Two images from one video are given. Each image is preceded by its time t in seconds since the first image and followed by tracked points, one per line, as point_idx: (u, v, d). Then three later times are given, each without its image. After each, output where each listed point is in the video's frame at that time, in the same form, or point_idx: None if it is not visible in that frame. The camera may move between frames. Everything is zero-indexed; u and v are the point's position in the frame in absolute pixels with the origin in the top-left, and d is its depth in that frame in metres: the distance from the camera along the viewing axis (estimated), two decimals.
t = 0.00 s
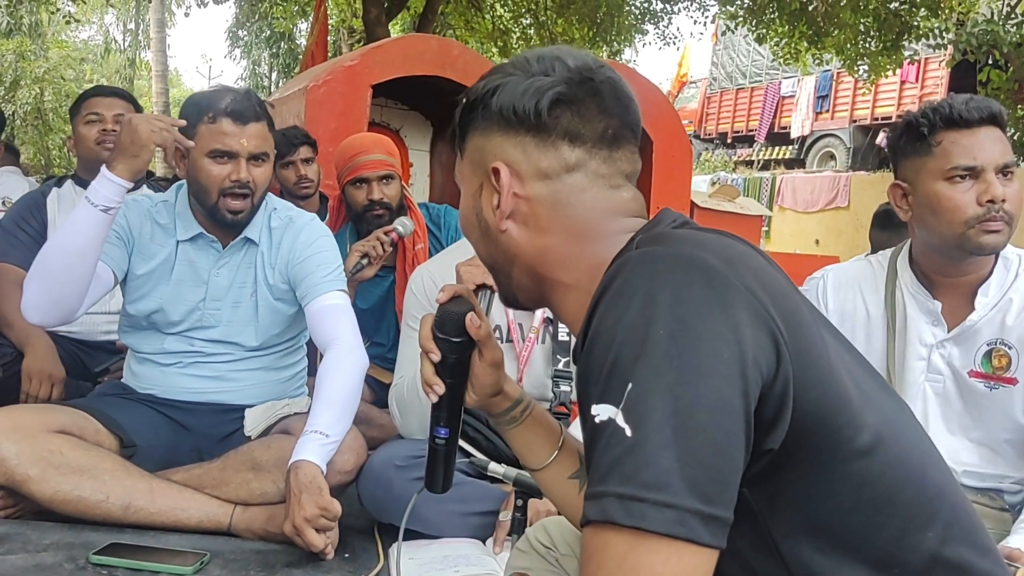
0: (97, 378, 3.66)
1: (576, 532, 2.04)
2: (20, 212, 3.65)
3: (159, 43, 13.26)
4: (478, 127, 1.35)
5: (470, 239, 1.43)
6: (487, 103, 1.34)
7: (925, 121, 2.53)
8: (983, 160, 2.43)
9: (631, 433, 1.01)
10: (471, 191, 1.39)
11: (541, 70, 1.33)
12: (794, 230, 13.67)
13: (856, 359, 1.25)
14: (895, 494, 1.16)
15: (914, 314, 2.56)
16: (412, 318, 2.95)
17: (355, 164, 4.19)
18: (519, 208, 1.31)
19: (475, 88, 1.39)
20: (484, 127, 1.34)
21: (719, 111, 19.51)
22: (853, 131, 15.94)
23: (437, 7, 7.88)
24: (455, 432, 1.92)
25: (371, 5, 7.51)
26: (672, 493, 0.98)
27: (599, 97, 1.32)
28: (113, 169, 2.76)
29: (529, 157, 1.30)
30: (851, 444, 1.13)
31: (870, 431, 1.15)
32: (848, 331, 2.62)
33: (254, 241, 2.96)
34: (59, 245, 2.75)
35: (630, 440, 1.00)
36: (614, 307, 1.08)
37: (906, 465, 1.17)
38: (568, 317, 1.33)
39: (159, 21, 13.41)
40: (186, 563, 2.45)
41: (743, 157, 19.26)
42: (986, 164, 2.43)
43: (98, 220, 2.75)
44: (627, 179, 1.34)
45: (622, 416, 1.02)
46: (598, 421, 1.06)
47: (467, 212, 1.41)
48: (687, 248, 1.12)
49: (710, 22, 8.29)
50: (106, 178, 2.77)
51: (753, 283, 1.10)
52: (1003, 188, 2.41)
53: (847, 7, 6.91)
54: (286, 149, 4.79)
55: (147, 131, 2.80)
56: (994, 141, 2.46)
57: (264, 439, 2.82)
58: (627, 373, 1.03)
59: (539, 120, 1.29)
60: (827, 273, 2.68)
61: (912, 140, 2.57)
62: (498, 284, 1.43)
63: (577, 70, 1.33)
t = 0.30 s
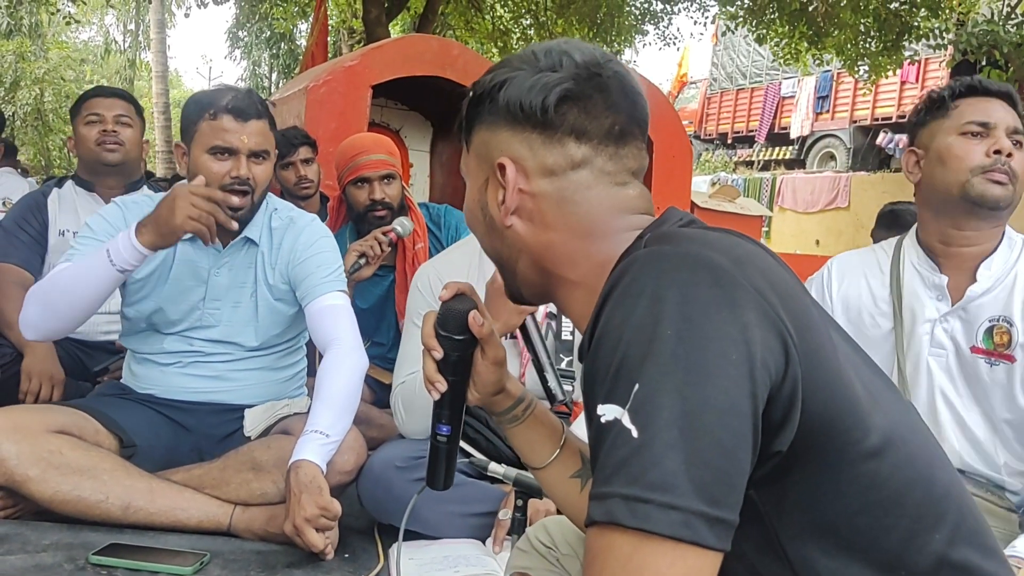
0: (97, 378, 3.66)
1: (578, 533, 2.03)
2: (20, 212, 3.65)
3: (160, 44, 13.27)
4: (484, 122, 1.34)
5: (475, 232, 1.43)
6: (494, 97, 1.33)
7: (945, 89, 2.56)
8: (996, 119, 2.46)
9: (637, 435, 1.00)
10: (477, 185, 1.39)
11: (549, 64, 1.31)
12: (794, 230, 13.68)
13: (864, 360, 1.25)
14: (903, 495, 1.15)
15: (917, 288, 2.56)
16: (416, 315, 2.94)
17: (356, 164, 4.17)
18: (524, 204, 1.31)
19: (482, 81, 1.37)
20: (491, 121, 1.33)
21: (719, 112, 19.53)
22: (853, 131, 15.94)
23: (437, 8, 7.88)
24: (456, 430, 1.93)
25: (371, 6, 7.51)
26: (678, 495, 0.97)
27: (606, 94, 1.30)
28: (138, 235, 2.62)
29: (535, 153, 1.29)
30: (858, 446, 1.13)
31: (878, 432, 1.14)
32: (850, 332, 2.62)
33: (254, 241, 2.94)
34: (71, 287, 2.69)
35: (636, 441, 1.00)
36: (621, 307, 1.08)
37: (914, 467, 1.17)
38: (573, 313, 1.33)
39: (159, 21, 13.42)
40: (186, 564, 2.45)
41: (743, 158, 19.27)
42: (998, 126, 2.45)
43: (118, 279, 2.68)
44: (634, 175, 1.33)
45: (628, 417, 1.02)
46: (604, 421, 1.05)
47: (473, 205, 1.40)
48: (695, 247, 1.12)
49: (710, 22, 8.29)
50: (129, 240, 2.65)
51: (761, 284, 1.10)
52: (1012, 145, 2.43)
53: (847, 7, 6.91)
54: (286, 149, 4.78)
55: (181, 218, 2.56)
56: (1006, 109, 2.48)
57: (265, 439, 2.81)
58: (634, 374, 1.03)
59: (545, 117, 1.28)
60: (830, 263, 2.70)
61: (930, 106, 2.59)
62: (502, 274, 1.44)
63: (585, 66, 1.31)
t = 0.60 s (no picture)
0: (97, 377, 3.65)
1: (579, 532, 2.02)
2: (19, 212, 3.64)
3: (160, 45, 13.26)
4: (507, 103, 1.31)
5: (493, 219, 1.40)
6: (518, 80, 1.30)
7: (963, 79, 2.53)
8: (1011, 111, 2.44)
9: (649, 436, 0.99)
10: (496, 169, 1.36)
11: (575, 48, 1.29)
12: (794, 230, 13.67)
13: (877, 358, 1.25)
14: (917, 495, 1.15)
15: (924, 280, 2.57)
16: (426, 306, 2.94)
17: (362, 168, 4.16)
18: (544, 188, 1.28)
19: (505, 64, 1.34)
20: (514, 104, 1.30)
21: (719, 112, 19.55)
22: (854, 132, 15.93)
23: (437, 8, 7.88)
24: (463, 419, 1.93)
25: (371, 5, 7.50)
26: (687, 497, 0.96)
27: (633, 79, 1.27)
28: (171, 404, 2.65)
29: (557, 137, 1.26)
30: (873, 446, 1.12)
31: (893, 431, 1.14)
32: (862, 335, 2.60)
33: (253, 241, 2.95)
34: (101, 397, 2.74)
35: (647, 442, 0.99)
36: (634, 305, 1.07)
37: (929, 466, 1.16)
38: (584, 304, 1.33)
39: (160, 22, 13.42)
40: (185, 564, 2.44)
41: (744, 158, 19.25)
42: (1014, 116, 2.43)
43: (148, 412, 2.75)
44: (657, 165, 1.30)
45: (641, 420, 1.01)
46: (613, 420, 1.05)
47: (492, 189, 1.38)
48: (710, 247, 1.11)
49: (710, 21, 8.29)
50: (167, 402, 2.67)
51: (776, 284, 1.09)
52: None
53: (847, 7, 6.91)
54: (286, 149, 4.78)
55: (197, 422, 2.59)
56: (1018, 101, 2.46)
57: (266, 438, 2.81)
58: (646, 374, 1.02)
59: (569, 100, 1.25)
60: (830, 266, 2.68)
61: (945, 95, 2.57)
62: (512, 261, 1.42)
63: (611, 50, 1.28)
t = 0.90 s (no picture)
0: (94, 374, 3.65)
1: (587, 530, 2.01)
2: (18, 209, 3.63)
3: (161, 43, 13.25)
4: (561, 68, 1.30)
5: (532, 191, 1.37)
6: (576, 45, 1.29)
7: (948, 83, 2.55)
8: (998, 112, 2.44)
9: (690, 447, 0.98)
10: (543, 135, 1.34)
11: (636, 15, 1.28)
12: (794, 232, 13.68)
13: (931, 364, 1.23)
14: (963, 508, 1.15)
15: (919, 284, 2.58)
16: (444, 299, 2.99)
17: (361, 167, 4.15)
18: (594, 159, 1.26)
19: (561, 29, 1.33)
20: (569, 69, 1.29)
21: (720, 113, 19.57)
22: (854, 134, 15.93)
23: (438, 7, 7.88)
24: (487, 389, 1.92)
25: (372, 4, 7.50)
26: (726, 513, 0.95)
27: (692, 52, 1.26)
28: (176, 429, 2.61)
29: (611, 107, 1.25)
30: (924, 458, 1.11)
31: (945, 443, 1.13)
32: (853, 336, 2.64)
33: (244, 236, 2.93)
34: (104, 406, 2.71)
35: (689, 454, 0.98)
36: (687, 314, 1.03)
37: (975, 477, 1.16)
38: (626, 284, 1.31)
39: (161, 19, 13.41)
40: (183, 561, 2.43)
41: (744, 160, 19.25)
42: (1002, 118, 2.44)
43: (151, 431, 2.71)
44: (707, 144, 1.29)
45: (683, 432, 0.99)
46: (652, 424, 1.03)
47: (537, 151, 1.34)
48: (768, 256, 1.07)
49: (712, 22, 8.28)
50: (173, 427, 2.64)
51: (836, 297, 1.05)
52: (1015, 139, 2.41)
53: (849, 8, 6.89)
54: (286, 146, 4.78)
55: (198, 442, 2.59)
56: (1008, 101, 2.48)
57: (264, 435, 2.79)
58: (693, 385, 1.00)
59: (627, 69, 1.24)
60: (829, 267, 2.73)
61: (932, 101, 2.58)
62: (549, 228, 1.38)
63: (673, 22, 1.27)
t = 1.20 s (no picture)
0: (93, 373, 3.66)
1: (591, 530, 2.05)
2: (20, 208, 3.64)
3: (161, 41, 13.24)
4: (643, 37, 1.31)
5: (601, 157, 1.38)
6: (661, 12, 1.30)
7: (927, 101, 2.66)
8: (984, 138, 2.57)
9: (748, 468, 1.02)
10: (616, 105, 1.34)
11: None
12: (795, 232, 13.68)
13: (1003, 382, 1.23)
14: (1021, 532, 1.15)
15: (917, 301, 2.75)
16: (444, 298, 2.99)
17: (362, 166, 4.15)
18: (673, 131, 1.26)
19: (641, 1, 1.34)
20: (650, 38, 1.30)
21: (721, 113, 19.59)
22: (854, 134, 15.91)
23: (439, 7, 7.88)
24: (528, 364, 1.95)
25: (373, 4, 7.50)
26: (779, 537, 0.99)
27: (780, 27, 1.27)
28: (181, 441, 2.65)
29: (695, 78, 1.25)
30: (990, 482, 1.12)
31: (1011, 470, 1.13)
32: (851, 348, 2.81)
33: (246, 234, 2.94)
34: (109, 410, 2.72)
35: (745, 475, 1.02)
36: (765, 336, 1.05)
37: None
38: (690, 256, 1.31)
39: (162, 19, 13.39)
40: (184, 559, 2.44)
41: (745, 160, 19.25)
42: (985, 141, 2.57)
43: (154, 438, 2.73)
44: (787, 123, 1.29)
45: (744, 452, 1.03)
46: (708, 437, 1.08)
47: (611, 117, 1.34)
48: (849, 284, 1.06)
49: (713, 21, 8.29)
50: (176, 438, 2.67)
51: (915, 326, 1.05)
52: (1004, 164, 2.55)
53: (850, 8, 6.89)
54: (288, 146, 4.79)
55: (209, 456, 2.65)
56: (993, 118, 2.59)
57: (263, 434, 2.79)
58: (758, 407, 1.03)
59: (716, 39, 1.25)
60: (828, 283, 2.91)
61: (915, 121, 2.70)
62: (613, 198, 1.40)
63: None
